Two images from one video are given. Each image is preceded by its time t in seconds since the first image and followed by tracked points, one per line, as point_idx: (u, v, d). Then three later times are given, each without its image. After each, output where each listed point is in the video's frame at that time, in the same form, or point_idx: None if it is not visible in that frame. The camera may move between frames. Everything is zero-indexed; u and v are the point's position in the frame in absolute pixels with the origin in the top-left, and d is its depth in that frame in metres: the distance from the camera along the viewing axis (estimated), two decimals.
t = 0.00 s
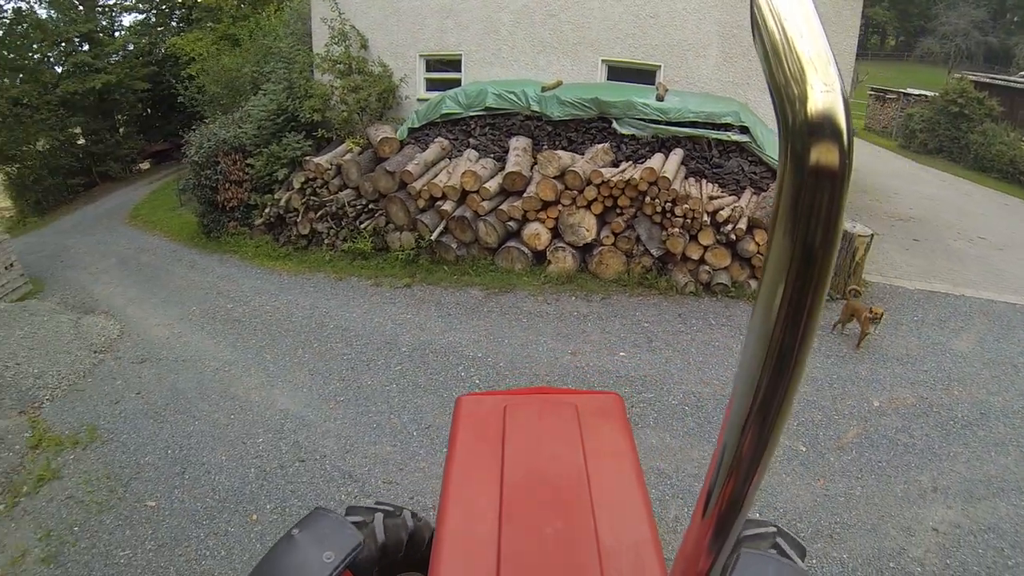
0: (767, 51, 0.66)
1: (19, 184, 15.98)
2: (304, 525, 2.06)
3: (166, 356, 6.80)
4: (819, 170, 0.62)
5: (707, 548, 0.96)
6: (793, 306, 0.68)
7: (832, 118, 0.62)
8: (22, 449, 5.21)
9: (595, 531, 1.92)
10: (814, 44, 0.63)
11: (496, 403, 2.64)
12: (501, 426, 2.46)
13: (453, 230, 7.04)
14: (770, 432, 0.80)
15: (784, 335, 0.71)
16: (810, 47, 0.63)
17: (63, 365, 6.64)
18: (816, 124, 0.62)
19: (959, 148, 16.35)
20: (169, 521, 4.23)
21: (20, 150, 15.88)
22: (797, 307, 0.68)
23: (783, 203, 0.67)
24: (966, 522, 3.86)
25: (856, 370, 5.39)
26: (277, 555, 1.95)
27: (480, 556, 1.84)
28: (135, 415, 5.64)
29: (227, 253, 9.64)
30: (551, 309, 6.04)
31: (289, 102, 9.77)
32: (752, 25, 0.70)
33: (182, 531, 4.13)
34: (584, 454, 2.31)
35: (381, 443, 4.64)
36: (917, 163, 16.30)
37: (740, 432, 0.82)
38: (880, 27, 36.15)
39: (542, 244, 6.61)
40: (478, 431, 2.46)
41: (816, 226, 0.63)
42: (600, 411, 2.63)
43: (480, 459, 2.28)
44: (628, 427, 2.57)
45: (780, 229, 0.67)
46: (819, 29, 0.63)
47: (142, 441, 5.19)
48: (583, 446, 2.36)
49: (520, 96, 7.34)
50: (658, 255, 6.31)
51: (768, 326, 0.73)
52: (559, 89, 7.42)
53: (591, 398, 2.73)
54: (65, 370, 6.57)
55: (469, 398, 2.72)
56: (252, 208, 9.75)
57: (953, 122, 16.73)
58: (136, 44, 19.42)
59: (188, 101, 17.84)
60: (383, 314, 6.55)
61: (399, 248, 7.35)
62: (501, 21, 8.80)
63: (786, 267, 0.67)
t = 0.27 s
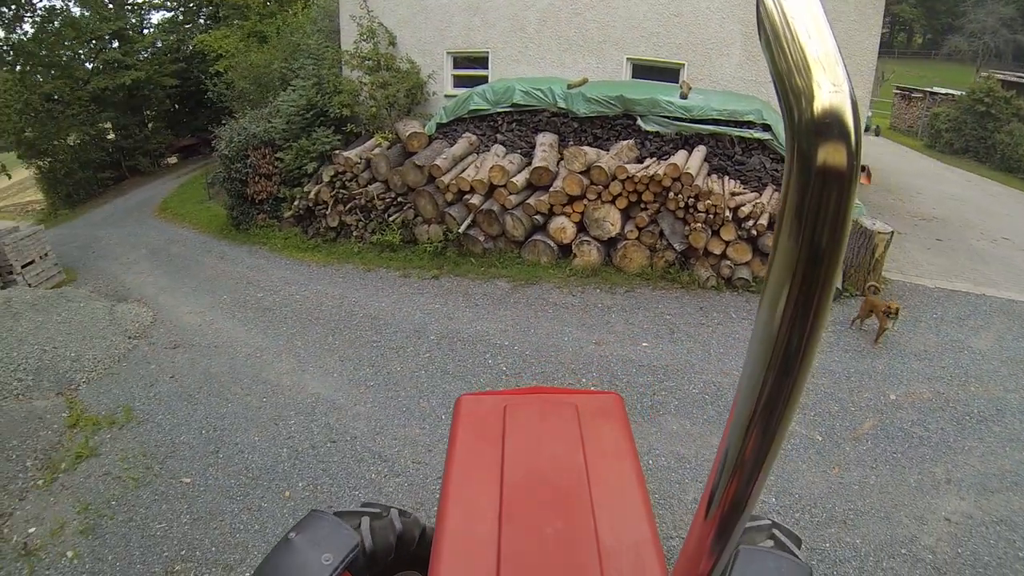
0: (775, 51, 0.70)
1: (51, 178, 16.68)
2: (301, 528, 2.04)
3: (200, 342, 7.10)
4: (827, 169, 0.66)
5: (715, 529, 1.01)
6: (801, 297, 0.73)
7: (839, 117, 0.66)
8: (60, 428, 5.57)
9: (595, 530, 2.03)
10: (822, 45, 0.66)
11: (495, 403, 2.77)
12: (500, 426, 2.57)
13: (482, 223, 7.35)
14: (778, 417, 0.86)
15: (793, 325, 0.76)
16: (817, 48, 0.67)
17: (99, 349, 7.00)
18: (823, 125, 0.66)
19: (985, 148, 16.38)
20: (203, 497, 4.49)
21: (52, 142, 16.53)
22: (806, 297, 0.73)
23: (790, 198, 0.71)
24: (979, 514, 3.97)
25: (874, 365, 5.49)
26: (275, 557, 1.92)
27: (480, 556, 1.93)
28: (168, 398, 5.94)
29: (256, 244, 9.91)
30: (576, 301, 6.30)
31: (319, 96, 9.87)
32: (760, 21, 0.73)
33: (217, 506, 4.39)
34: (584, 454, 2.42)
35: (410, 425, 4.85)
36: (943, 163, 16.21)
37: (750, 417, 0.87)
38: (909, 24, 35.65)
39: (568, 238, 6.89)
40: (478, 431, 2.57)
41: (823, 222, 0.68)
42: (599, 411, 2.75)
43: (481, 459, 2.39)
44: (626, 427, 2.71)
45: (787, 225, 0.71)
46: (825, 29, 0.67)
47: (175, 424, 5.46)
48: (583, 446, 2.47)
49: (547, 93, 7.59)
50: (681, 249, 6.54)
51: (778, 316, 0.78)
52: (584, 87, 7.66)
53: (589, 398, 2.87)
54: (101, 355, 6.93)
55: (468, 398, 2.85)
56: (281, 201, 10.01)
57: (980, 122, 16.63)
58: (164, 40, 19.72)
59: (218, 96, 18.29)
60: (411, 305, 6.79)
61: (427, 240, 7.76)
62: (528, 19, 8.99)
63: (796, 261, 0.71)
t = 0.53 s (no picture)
0: (774, 53, 0.73)
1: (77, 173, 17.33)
2: (296, 533, 2.24)
3: (227, 331, 7.40)
4: (823, 168, 0.69)
5: (719, 521, 1.03)
6: (800, 294, 0.76)
7: (834, 116, 0.69)
8: (93, 410, 5.92)
9: (596, 530, 1.96)
10: (819, 45, 0.70)
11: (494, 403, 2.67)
12: (500, 425, 2.49)
13: (505, 220, 7.62)
14: (776, 414, 0.88)
15: (793, 323, 0.79)
16: (813, 49, 0.70)
17: (129, 337, 7.32)
18: (819, 124, 0.69)
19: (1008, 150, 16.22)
20: (232, 477, 4.73)
21: (79, 137, 17.11)
22: (804, 294, 0.75)
23: (788, 196, 0.74)
24: (986, 506, 4.09)
25: (887, 363, 5.61)
26: (276, 561, 2.12)
27: (479, 557, 1.87)
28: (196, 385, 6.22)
29: (281, 238, 10.15)
30: (596, 296, 6.53)
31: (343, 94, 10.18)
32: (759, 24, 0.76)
33: (246, 486, 4.61)
34: (585, 453, 2.34)
35: (434, 410, 5.03)
36: (964, 165, 16.14)
37: (749, 414, 0.90)
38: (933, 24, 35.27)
39: (589, 235, 7.14)
40: (476, 431, 2.49)
41: (820, 221, 0.71)
42: (599, 411, 2.65)
43: (480, 458, 2.31)
44: (628, 426, 2.62)
45: (787, 223, 0.74)
46: (822, 30, 0.70)
47: (205, 409, 5.74)
48: (584, 445, 2.39)
49: (568, 93, 7.80)
50: (699, 247, 6.73)
51: (777, 313, 0.80)
52: (604, 88, 7.86)
53: (591, 397, 2.78)
54: (131, 342, 7.26)
55: (467, 397, 2.76)
56: (305, 196, 10.25)
57: (1002, 124, 16.51)
58: (188, 39, 19.93)
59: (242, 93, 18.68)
60: (434, 298, 7.02)
61: (450, 237, 8.12)
62: (550, 20, 9.18)
63: (793, 259, 0.74)
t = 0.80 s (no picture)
0: (775, 58, 0.76)
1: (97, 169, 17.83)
2: (292, 540, 2.25)
3: (248, 322, 7.64)
4: (820, 168, 0.72)
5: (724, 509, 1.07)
6: (798, 290, 0.79)
7: (831, 117, 0.72)
8: (119, 397, 6.19)
9: (595, 529, 1.97)
10: (814, 49, 0.73)
11: (493, 404, 2.67)
12: (500, 426, 2.48)
13: (521, 217, 7.83)
14: (778, 405, 0.91)
15: (793, 318, 0.81)
16: (810, 56, 0.73)
17: (153, 328, 7.59)
18: (816, 126, 0.72)
19: None
20: (256, 460, 4.91)
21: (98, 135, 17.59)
22: (802, 290, 0.78)
23: (787, 197, 0.77)
24: (989, 496, 4.21)
25: (894, 359, 5.73)
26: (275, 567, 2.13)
27: (481, 558, 1.86)
28: (219, 373, 6.45)
29: (300, 233, 10.36)
30: (609, 291, 6.72)
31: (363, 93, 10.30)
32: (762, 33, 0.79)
33: (269, 468, 4.79)
34: (584, 452, 2.34)
35: (452, 398, 5.22)
36: (979, 166, 16.13)
37: (752, 404, 0.93)
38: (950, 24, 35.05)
39: (603, 232, 7.34)
40: (475, 432, 2.48)
41: (819, 218, 0.73)
42: (599, 410, 2.64)
43: (480, 457, 2.32)
44: (627, 426, 2.61)
45: (785, 221, 0.77)
46: (819, 33, 0.73)
47: (228, 396, 5.93)
48: (583, 444, 2.39)
49: (583, 93, 7.99)
50: (711, 244, 6.88)
51: (778, 307, 0.83)
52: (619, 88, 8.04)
53: (591, 398, 2.76)
54: (154, 332, 7.52)
55: (467, 398, 2.75)
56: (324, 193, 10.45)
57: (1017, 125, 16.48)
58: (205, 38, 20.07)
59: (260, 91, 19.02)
60: (451, 293, 7.22)
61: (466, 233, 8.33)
62: (565, 21, 9.36)
63: (792, 257, 0.77)
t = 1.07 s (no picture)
0: (784, 45, 0.64)
1: (114, 169, 18.25)
2: (287, 546, 2.37)
3: (264, 316, 7.85)
4: (835, 172, 0.60)
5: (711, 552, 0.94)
6: (804, 312, 0.67)
7: (848, 114, 0.60)
8: (140, 388, 6.42)
9: (595, 529, 2.08)
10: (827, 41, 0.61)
11: (494, 404, 2.83)
12: (500, 426, 2.64)
13: (534, 213, 7.98)
14: (778, 434, 0.78)
15: (798, 340, 0.69)
16: (824, 46, 0.61)
17: (172, 321, 7.80)
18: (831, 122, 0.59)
19: None
20: (275, 447, 5.05)
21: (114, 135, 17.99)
22: (809, 313, 0.66)
23: (797, 205, 0.65)
24: (990, 485, 4.32)
25: (899, 353, 5.84)
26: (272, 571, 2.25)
27: (481, 557, 1.98)
28: (238, 365, 6.66)
29: (315, 230, 10.55)
30: (620, 286, 6.87)
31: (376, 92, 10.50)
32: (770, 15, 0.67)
33: (288, 455, 4.90)
34: (584, 454, 2.47)
35: (466, 387, 5.39)
36: (991, 164, 16.11)
37: (749, 432, 0.80)
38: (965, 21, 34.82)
39: (614, 228, 7.49)
40: (477, 431, 2.63)
41: (833, 228, 0.61)
42: (600, 410, 2.80)
43: (481, 458, 2.45)
44: (626, 424, 2.76)
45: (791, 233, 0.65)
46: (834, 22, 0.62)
47: (247, 386, 6.12)
48: (584, 446, 2.52)
49: (594, 93, 8.15)
50: (720, 240, 7.01)
51: (782, 326, 0.70)
52: (629, 87, 8.20)
53: (592, 398, 2.92)
54: (173, 326, 7.73)
55: (467, 398, 2.90)
56: (338, 191, 10.64)
57: None
58: (219, 38, 20.30)
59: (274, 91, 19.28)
60: (464, 288, 7.40)
61: (480, 230, 8.55)
62: (576, 22, 9.52)
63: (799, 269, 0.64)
